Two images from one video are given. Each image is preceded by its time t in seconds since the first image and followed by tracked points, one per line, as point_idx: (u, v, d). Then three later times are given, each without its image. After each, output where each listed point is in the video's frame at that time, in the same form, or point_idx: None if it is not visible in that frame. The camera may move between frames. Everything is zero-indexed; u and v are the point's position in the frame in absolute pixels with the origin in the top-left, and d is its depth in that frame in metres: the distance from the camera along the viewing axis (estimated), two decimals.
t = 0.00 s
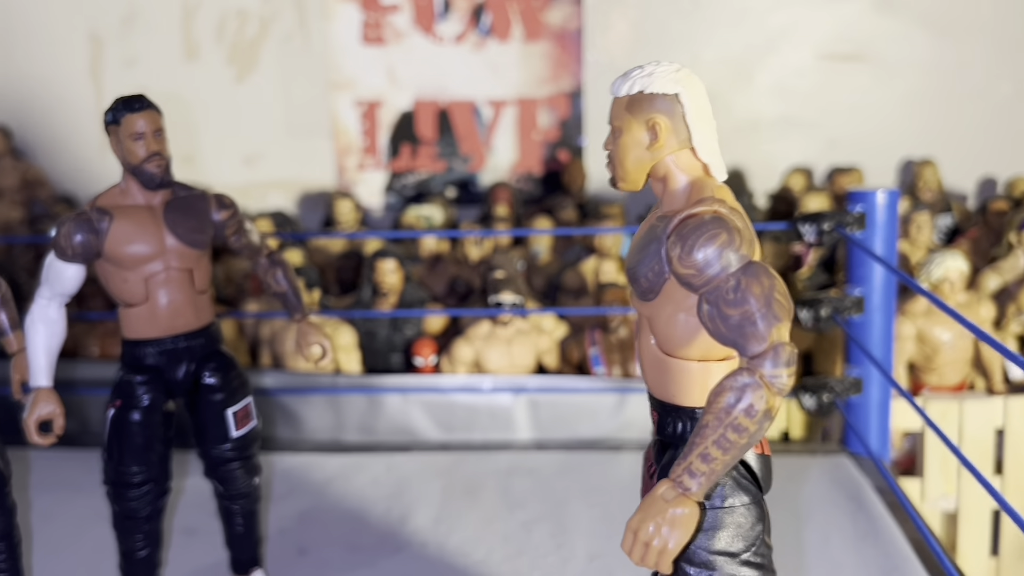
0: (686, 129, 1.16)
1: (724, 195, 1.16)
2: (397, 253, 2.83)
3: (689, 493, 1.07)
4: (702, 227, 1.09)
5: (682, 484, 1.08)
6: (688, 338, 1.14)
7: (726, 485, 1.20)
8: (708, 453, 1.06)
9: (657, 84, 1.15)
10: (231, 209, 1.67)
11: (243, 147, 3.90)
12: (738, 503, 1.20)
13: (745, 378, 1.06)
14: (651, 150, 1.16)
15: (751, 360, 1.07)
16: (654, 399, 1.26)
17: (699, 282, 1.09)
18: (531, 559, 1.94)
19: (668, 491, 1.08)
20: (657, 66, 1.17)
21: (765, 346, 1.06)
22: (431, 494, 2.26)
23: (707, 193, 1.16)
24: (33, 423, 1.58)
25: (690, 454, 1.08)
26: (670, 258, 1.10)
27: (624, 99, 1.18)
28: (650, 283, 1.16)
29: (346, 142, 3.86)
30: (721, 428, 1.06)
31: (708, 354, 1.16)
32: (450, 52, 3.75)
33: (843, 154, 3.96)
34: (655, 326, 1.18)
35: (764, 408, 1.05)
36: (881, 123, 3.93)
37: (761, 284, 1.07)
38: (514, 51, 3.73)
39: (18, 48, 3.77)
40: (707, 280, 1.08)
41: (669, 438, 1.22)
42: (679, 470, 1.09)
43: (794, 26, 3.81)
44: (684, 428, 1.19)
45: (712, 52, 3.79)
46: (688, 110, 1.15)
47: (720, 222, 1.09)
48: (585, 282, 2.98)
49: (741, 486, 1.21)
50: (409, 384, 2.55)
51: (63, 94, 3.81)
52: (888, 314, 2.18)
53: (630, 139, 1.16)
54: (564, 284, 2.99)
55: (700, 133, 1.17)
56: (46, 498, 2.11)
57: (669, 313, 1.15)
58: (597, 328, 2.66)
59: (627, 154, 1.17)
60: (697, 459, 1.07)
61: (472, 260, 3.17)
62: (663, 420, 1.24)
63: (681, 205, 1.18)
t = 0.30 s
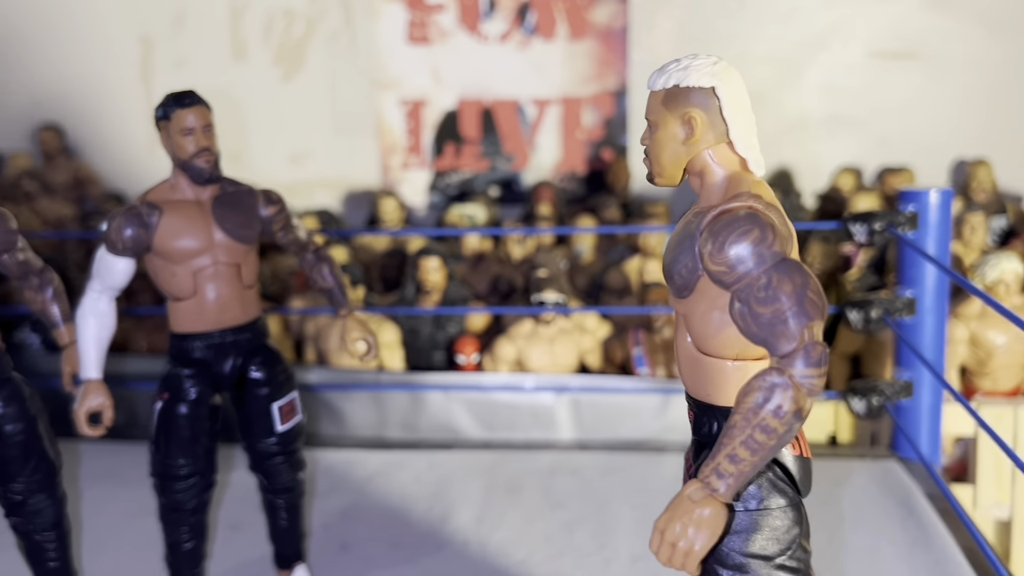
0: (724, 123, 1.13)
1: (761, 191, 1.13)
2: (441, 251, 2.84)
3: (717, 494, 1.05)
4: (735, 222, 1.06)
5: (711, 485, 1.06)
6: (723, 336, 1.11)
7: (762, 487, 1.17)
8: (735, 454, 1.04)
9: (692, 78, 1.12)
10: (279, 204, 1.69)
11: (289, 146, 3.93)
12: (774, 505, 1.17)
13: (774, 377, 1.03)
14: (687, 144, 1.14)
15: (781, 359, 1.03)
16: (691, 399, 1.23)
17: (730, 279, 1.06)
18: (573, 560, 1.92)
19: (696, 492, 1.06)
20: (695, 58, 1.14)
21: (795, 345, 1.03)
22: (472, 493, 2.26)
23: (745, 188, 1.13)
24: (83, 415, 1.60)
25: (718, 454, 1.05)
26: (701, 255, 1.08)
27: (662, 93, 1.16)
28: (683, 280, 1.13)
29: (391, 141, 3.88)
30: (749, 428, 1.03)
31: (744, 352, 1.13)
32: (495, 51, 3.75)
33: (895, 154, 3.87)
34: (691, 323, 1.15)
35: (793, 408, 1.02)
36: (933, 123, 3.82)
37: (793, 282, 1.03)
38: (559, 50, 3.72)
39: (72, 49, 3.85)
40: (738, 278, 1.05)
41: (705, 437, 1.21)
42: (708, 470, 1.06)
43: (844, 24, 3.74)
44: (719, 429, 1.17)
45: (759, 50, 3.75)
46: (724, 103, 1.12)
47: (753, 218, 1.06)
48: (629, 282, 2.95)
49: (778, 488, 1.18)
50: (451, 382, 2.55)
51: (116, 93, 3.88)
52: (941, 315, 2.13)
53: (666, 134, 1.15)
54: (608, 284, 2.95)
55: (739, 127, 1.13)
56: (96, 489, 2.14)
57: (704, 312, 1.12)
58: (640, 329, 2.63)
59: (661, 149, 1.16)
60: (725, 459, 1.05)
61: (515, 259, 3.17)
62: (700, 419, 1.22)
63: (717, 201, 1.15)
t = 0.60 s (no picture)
0: (787, 131, 1.06)
1: (825, 202, 1.06)
2: (482, 255, 2.82)
3: (773, 512, 1.01)
4: (797, 232, 1.01)
5: (767, 503, 1.02)
6: (783, 351, 1.06)
7: (822, 507, 1.13)
8: (794, 473, 1.00)
9: (753, 84, 1.05)
10: (326, 210, 1.68)
11: (329, 148, 3.94)
12: (834, 526, 1.13)
13: (836, 395, 0.98)
14: (748, 152, 1.07)
15: (844, 375, 0.99)
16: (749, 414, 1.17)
17: (791, 292, 1.01)
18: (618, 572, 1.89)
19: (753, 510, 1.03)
20: (758, 64, 1.07)
21: (858, 361, 0.98)
22: (514, 502, 2.23)
23: (807, 199, 1.05)
24: (129, 419, 1.60)
25: (776, 472, 1.02)
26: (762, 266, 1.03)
27: (723, 99, 1.09)
28: (741, 292, 1.08)
29: (432, 144, 3.87)
30: (808, 446, 0.99)
31: (804, 368, 1.07)
32: (536, 54, 3.72)
33: (943, 159, 3.73)
34: (749, 336, 1.10)
35: (855, 426, 0.98)
36: (985, 127, 3.68)
37: (857, 296, 0.98)
38: (600, 52, 3.68)
39: (117, 51, 3.89)
40: (799, 291, 1.00)
41: (763, 454, 1.14)
42: (765, 488, 1.02)
43: (893, 26, 3.63)
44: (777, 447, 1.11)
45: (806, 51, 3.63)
46: (787, 109, 1.05)
47: (816, 228, 1.00)
48: (671, 286, 2.92)
49: (838, 508, 1.14)
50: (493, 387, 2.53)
51: (160, 95, 3.91)
52: (996, 324, 2.07)
53: (725, 142, 1.08)
54: (650, 289, 2.93)
55: (804, 135, 1.05)
56: (138, 491, 2.15)
57: (763, 325, 1.07)
58: (684, 336, 2.60)
59: (721, 158, 1.09)
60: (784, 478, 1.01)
61: (555, 262, 3.15)
62: (758, 434, 1.16)
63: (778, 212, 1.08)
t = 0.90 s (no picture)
0: (923, 143, 0.98)
1: (966, 221, 0.97)
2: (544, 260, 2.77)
3: (918, 562, 0.91)
4: (943, 255, 0.91)
5: (911, 552, 0.92)
6: (920, 382, 0.98)
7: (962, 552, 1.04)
8: (943, 520, 0.89)
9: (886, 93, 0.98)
10: (406, 217, 1.65)
11: (383, 151, 3.92)
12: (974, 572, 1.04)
13: (990, 437, 0.87)
14: (879, 165, 1.00)
15: (1003, 416, 0.87)
16: (874, 445, 1.10)
17: (936, 321, 0.91)
18: None
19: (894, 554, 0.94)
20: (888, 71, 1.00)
21: (1020, 401, 0.86)
22: (581, 513, 2.18)
23: (949, 218, 0.96)
24: (207, 430, 1.57)
25: (921, 520, 0.91)
26: (903, 291, 0.94)
27: (850, 109, 1.02)
28: (875, 318, 1.00)
29: (486, 146, 3.83)
30: (961, 493, 0.88)
31: (942, 401, 0.99)
32: (592, 56, 3.67)
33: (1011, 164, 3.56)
34: (880, 364, 1.03)
35: (1015, 473, 0.86)
36: None
37: (1016, 327, 0.86)
38: (657, 54, 3.61)
39: (173, 55, 3.90)
40: (947, 321, 0.90)
41: (892, 491, 1.06)
42: (906, 535, 0.92)
43: (961, 29, 3.48)
44: (911, 482, 1.02)
45: (871, 54, 3.53)
46: (923, 120, 0.97)
47: (966, 252, 0.90)
48: (735, 293, 2.87)
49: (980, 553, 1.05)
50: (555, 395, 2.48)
51: (216, 97, 3.93)
52: None
53: (854, 155, 1.01)
54: (714, 296, 2.89)
55: (940, 147, 0.98)
56: (205, 496, 2.13)
57: (899, 354, 0.99)
58: (753, 344, 2.52)
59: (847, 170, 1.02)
60: (927, 528, 0.91)
61: (614, 267, 3.11)
62: (886, 469, 1.07)
63: (913, 230, 0.99)
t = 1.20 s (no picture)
0: None
1: None
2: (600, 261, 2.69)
3: None
4: None
5: None
6: None
7: None
8: None
9: None
10: (478, 217, 1.60)
11: (430, 149, 3.87)
12: None
13: None
14: None
15: None
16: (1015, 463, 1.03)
17: None
18: None
19: None
20: None
21: None
22: (645, 524, 2.11)
23: None
24: (273, 435, 1.52)
25: None
26: None
27: (1001, 103, 0.98)
28: None
29: (534, 144, 3.76)
30: None
31: None
32: (644, 52, 3.59)
33: None
34: None
35: None
36: None
37: None
38: (712, 50, 3.54)
39: (221, 51, 3.88)
40: None
41: None
42: None
43: None
44: None
45: (934, 52, 3.42)
46: None
47: None
48: (796, 297, 2.78)
49: None
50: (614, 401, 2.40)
51: (263, 93, 3.90)
52: None
53: (1004, 151, 0.97)
54: (774, 300, 2.81)
55: None
56: (260, 501, 2.09)
57: None
58: (819, 351, 2.43)
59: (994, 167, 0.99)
60: None
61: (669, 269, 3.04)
62: None
63: None
